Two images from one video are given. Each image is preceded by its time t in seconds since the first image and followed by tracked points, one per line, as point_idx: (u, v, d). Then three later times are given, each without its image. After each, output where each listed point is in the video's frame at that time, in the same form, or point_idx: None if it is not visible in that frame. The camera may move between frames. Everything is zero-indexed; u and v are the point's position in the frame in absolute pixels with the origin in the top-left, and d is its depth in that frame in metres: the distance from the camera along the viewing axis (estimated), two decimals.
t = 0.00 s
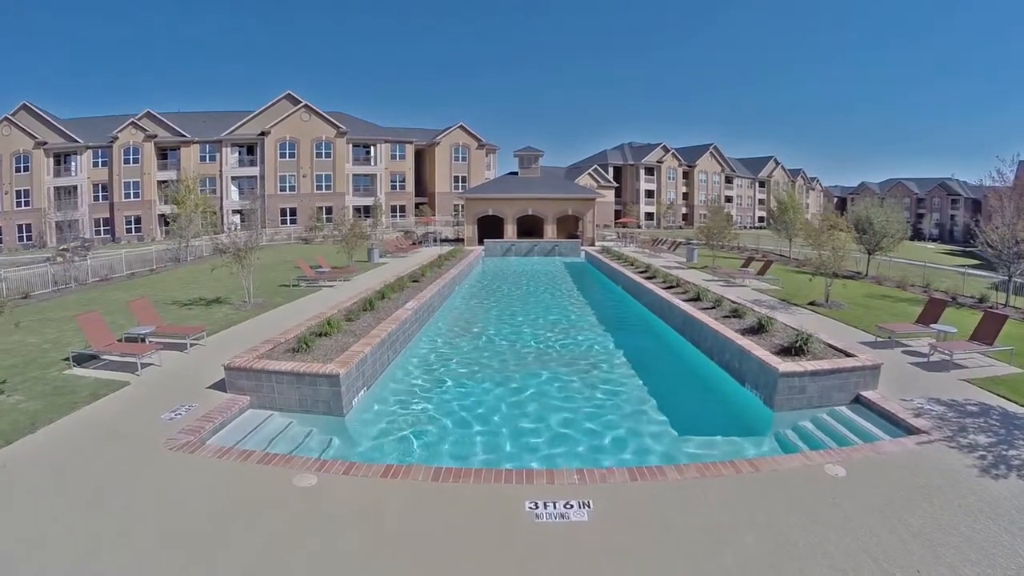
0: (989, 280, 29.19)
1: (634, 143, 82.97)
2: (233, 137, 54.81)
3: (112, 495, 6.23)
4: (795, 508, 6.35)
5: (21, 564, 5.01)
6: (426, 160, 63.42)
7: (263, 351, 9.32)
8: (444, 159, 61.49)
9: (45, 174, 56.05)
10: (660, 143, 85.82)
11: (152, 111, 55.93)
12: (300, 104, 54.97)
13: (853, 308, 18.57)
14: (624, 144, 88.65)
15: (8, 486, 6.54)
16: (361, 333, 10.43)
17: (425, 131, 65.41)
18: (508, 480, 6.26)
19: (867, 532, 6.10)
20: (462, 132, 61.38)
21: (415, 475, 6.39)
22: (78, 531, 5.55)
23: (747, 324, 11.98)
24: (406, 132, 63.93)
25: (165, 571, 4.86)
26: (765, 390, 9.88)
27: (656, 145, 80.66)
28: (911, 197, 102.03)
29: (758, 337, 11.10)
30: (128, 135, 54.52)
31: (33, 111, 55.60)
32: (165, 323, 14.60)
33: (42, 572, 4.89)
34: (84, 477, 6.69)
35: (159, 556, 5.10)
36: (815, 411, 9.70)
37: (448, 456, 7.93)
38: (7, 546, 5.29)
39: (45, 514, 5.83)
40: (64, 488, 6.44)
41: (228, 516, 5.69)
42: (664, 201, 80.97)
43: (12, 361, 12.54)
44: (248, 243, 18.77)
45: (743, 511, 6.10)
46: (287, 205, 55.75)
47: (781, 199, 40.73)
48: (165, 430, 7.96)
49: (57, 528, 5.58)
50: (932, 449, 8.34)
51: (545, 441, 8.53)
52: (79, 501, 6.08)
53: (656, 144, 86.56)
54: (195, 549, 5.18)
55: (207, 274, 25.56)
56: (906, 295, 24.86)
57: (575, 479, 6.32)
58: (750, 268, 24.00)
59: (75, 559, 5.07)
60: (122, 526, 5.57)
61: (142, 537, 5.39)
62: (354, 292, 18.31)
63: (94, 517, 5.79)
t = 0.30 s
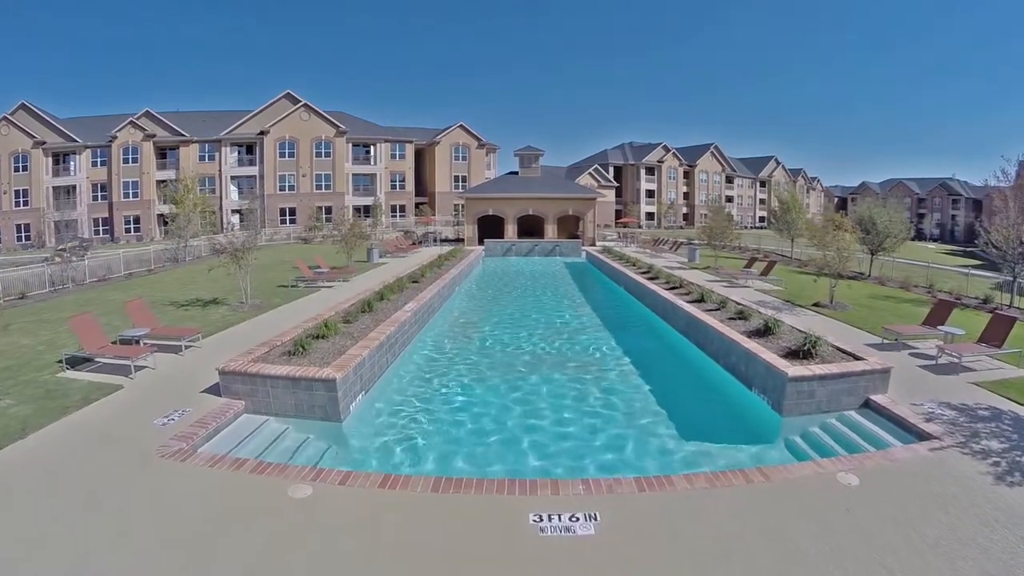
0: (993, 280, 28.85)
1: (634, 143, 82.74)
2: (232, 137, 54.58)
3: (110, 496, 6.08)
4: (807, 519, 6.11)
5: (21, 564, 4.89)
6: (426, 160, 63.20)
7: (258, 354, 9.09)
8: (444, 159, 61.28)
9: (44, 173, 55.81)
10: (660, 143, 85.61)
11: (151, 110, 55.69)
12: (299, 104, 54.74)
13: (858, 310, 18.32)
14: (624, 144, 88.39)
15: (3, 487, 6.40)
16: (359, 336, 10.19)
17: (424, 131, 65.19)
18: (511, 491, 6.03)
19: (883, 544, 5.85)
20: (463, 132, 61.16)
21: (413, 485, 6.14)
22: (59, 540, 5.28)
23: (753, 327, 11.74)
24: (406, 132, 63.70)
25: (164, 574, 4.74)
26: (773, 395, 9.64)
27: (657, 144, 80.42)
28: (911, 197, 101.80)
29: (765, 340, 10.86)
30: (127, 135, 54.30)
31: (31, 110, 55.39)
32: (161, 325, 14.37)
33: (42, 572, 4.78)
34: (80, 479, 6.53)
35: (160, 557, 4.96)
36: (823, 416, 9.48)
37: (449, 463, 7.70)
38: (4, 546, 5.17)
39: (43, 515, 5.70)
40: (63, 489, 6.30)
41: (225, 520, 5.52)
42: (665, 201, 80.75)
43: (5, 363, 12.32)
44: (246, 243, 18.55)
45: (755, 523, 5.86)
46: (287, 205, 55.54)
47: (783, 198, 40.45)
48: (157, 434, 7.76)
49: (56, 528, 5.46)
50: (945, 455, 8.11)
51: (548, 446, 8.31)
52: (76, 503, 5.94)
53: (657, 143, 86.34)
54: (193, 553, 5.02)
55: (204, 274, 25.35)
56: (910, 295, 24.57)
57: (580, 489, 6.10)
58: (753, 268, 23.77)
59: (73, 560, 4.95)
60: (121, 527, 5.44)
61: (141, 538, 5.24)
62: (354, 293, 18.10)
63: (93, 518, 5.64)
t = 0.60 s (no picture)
0: (998, 281, 28.48)
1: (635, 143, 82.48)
2: (231, 136, 54.35)
3: (107, 500, 6.05)
4: (822, 532, 5.86)
5: (22, 563, 5.00)
6: (426, 160, 62.97)
7: (254, 358, 8.87)
8: (444, 159, 61.06)
9: (42, 173, 55.57)
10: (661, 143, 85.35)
11: (150, 109, 55.43)
12: (298, 103, 54.50)
13: (863, 311, 18.07)
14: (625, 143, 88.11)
15: (5, 486, 6.47)
16: (357, 339, 9.94)
17: (424, 130, 64.97)
18: (515, 503, 5.79)
19: (901, 558, 5.61)
20: (463, 131, 60.94)
21: (412, 497, 5.89)
22: (45, 557, 5.07)
23: (759, 329, 11.50)
24: (406, 132, 63.47)
25: None
26: (781, 400, 9.41)
27: (657, 144, 80.16)
28: (913, 197, 101.47)
29: (772, 343, 10.63)
30: (126, 134, 54.08)
31: (30, 110, 55.16)
32: (155, 327, 14.12)
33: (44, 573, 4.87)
34: (79, 480, 6.56)
35: (159, 559, 5.03)
36: (832, 422, 9.26)
37: (451, 472, 7.45)
38: (6, 545, 5.27)
39: (44, 515, 5.79)
40: (64, 489, 6.34)
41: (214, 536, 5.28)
42: (666, 200, 80.47)
43: None
44: (244, 243, 18.30)
45: (768, 536, 5.62)
46: (286, 204, 55.32)
47: (785, 198, 40.11)
48: (150, 440, 7.55)
49: (56, 528, 5.55)
50: (959, 463, 7.88)
51: (553, 454, 8.07)
52: (74, 504, 5.98)
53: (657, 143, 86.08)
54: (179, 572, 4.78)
55: (203, 275, 25.12)
56: (914, 296, 24.27)
57: (586, 501, 5.87)
58: (756, 268, 23.50)
59: None
60: (118, 532, 5.41)
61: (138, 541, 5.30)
62: (353, 294, 17.87)
63: (94, 518, 5.72)
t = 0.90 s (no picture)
0: (1002, 281, 28.24)
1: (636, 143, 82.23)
2: (230, 136, 54.13)
3: (99, 505, 5.90)
4: (839, 546, 5.61)
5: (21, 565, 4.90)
6: (427, 159, 62.76)
7: (249, 362, 8.66)
8: (444, 158, 60.84)
9: (41, 173, 55.34)
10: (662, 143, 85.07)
11: (149, 109, 55.18)
12: (298, 103, 54.26)
13: (868, 312, 17.84)
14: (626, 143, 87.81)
15: None
16: (356, 342, 9.71)
17: (424, 130, 64.73)
18: (519, 516, 5.55)
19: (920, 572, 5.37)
20: (463, 131, 60.72)
21: (411, 509, 5.65)
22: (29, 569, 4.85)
23: (766, 331, 11.26)
24: (406, 131, 63.22)
25: None
26: (791, 405, 9.18)
27: (658, 144, 79.88)
28: (914, 197, 101.18)
29: (780, 346, 10.39)
30: (125, 134, 53.83)
31: (28, 109, 54.91)
32: (151, 328, 13.88)
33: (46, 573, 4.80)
34: (70, 484, 6.36)
35: (158, 559, 4.95)
36: (843, 426, 9.05)
37: (452, 481, 7.20)
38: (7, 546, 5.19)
39: (40, 517, 5.65)
40: (54, 494, 6.14)
41: (203, 552, 5.03)
42: (667, 200, 80.22)
43: None
44: (241, 244, 18.04)
45: (783, 550, 5.36)
46: (286, 204, 55.10)
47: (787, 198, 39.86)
48: (144, 446, 7.33)
49: (41, 540, 5.27)
50: (974, 470, 7.64)
51: (557, 461, 7.83)
52: (71, 506, 5.86)
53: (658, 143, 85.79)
54: None
55: (201, 276, 24.89)
56: (919, 297, 24.05)
57: (594, 513, 5.64)
58: (760, 269, 23.24)
59: None
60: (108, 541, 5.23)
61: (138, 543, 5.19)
62: (352, 295, 17.64)
63: (94, 518, 5.63)
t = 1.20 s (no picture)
0: (1006, 281, 27.99)
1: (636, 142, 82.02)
2: (230, 135, 53.92)
3: (87, 514, 5.67)
4: (858, 559, 5.37)
5: (21, 563, 4.83)
6: (427, 159, 62.55)
7: (245, 365, 8.44)
8: (444, 158, 60.63)
9: (40, 172, 55.13)
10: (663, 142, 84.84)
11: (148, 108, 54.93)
12: (298, 102, 54.03)
13: (874, 313, 17.61)
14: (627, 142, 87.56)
15: None
16: (355, 345, 9.48)
17: (424, 129, 64.52)
18: (524, 529, 5.32)
19: None
20: (463, 130, 60.50)
21: (411, 521, 5.42)
22: None
23: (774, 333, 11.03)
24: (406, 130, 63.01)
25: None
26: (800, 409, 8.96)
27: (658, 143, 79.61)
28: (915, 197, 100.95)
29: (788, 348, 10.16)
30: (124, 133, 53.60)
31: (27, 109, 54.69)
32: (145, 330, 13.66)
33: (44, 572, 4.73)
34: (58, 492, 6.14)
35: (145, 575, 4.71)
36: (853, 431, 8.84)
37: (455, 491, 6.95)
38: (5, 543, 5.14)
39: (26, 525, 5.44)
40: (41, 502, 5.92)
41: (193, 566, 4.80)
42: (667, 200, 80.00)
43: None
44: (238, 244, 17.80)
45: (799, 564, 5.13)
46: (286, 204, 54.85)
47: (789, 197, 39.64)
48: (136, 452, 7.10)
49: (25, 550, 5.05)
50: (990, 476, 7.39)
51: (562, 469, 7.60)
52: (65, 508, 5.74)
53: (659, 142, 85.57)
54: None
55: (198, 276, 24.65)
56: (923, 297, 23.81)
57: (602, 526, 5.42)
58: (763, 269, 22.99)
59: None
60: (93, 553, 5.00)
61: (134, 548, 5.06)
62: (352, 295, 17.43)
63: (91, 520, 5.53)
